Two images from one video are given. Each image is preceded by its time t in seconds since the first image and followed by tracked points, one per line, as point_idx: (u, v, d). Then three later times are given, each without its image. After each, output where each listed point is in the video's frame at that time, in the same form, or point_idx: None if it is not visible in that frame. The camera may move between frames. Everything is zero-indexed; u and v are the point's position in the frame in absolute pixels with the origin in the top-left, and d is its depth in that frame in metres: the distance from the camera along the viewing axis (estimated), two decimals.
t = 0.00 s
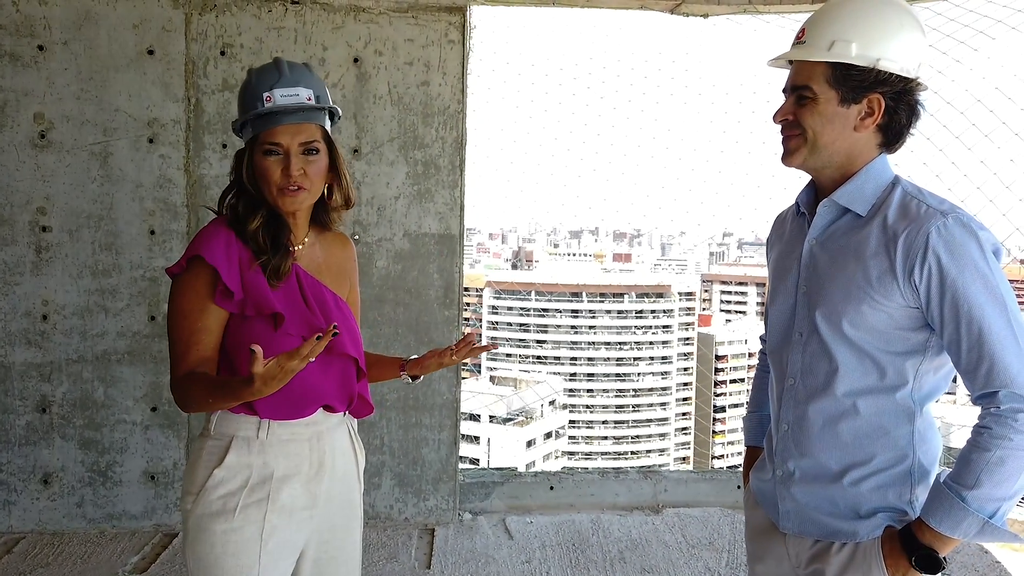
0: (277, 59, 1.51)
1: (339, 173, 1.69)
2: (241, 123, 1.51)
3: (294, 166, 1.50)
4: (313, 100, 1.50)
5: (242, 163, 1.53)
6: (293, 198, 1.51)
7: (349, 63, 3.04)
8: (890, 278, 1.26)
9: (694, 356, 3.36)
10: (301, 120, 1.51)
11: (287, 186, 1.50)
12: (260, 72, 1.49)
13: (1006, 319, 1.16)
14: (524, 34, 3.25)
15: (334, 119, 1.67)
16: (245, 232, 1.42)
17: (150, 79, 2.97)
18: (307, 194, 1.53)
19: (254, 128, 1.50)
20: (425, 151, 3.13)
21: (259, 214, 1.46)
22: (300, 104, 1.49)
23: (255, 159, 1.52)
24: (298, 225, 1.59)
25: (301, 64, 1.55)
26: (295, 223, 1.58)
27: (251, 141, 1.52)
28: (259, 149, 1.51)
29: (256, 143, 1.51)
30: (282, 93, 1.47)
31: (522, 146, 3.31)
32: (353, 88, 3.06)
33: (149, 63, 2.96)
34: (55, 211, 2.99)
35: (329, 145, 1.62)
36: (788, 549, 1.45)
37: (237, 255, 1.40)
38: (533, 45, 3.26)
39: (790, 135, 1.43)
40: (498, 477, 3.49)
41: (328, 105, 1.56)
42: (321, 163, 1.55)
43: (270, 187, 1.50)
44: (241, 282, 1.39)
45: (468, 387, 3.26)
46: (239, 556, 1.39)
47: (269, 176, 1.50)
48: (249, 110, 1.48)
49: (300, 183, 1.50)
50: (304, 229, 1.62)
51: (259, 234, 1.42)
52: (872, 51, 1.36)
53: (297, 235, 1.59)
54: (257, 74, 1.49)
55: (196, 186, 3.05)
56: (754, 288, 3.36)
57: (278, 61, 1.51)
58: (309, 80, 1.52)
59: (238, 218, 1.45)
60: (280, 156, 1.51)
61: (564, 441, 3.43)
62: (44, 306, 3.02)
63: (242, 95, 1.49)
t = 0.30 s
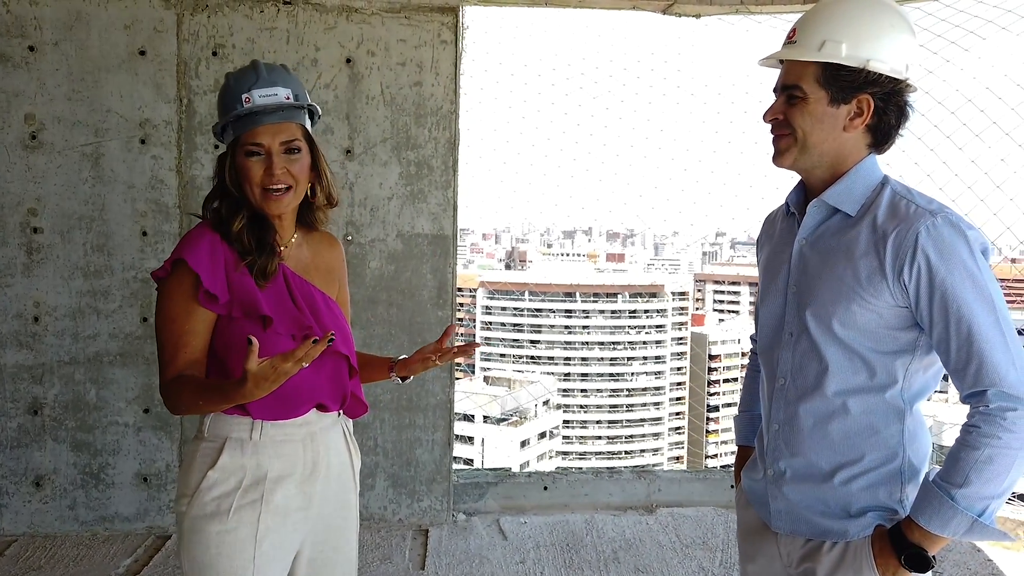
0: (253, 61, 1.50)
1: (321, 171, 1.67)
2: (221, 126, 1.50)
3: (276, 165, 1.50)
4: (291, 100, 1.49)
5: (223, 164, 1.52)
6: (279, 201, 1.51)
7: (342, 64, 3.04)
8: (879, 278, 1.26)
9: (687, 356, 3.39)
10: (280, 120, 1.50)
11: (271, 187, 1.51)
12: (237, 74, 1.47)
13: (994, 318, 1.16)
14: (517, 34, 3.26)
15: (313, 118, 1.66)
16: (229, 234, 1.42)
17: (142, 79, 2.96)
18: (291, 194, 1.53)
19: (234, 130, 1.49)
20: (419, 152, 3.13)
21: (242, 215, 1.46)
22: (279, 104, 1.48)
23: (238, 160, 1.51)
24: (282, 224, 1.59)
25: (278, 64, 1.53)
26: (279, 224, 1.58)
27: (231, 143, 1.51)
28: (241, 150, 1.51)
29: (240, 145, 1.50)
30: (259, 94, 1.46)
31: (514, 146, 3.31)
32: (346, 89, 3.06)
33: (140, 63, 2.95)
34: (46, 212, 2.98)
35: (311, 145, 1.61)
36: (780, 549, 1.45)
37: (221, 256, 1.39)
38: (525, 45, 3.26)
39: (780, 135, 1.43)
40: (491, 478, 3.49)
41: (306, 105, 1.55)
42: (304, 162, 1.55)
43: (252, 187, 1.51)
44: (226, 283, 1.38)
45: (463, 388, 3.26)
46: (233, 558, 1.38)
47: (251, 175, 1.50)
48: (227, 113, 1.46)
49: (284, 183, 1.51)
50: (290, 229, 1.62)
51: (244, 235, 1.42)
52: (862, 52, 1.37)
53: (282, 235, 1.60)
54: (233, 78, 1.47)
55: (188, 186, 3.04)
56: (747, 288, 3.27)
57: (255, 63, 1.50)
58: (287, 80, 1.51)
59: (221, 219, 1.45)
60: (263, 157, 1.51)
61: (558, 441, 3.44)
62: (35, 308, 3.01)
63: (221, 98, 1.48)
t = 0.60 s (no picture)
0: (238, 67, 1.49)
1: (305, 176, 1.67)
2: (206, 131, 1.50)
3: (259, 168, 1.50)
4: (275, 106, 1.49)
5: (209, 170, 1.52)
6: (261, 203, 1.50)
7: (334, 65, 3.03)
8: (863, 283, 1.26)
9: (683, 355, 3.36)
10: (262, 126, 1.49)
11: (253, 191, 1.49)
12: (220, 80, 1.47)
13: (977, 324, 1.16)
14: (510, 36, 3.27)
15: (298, 125, 1.66)
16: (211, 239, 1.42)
17: (133, 81, 2.95)
18: (275, 197, 1.52)
19: (219, 135, 1.49)
20: (411, 153, 3.12)
21: (225, 221, 1.45)
22: (262, 110, 1.47)
23: (222, 165, 1.51)
24: (265, 229, 1.58)
25: (263, 71, 1.53)
26: (263, 228, 1.58)
27: (216, 149, 1.51)
28: (225, 154, 1.50)
29: (225, 151, 1.50)
30: (244, 99, 1.46)
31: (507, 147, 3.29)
32: (337, 91, 3.05)
33: (131, 66, 2.94)
34: (37, 215, 2.97)
35: (294, 150, 1.61)
36: (766, 552, 1.45)
37: (203, 261, 1.39)
38: (518, 46, 3.27)
39: (766, 141, 1.44)
40: (485, 480, 3.48)
41: (290, 110, 1.55)
42: (288, 166, 1.55)
43: (234, 192, 1.49)
44: (208, 287, 1.37)
45: (457, 387, 3.29)
46: (221, 565, 1.37)
47: (233, 180, 1.49)
48: (211, 118, 1.47)
49: (267, 186, 1.50)
50: (274, 234, 1.62)
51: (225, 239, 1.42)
52: (845, 57, 1.36)
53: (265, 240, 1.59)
54: (217, 84, 1.47)
55: (180, 189, 3.03)
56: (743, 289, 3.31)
57: (240, 69, 1.50)
58: (271, 86, 1.50)
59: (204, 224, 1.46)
60: (246, 161, 1.50)
61: (553, 441, 3.46)
62: (26, 311, 3.00)
63: (205, 104, 1.48)
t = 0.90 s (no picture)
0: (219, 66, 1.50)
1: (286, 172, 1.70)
2: (186, 128, 1.48)
3: (243, 163, 1.49)
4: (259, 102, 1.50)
5: (189, 167, 1.51)
6: (245, 200, 1.49)
7: (322, 64, 3.02)
8: (843, 280, 1.27)
9: (674, 353, 3.36)
10: (246, 120, 1.49)
11: (237, 186, 1.48)
12: (202, 79, 1.47)
13: (955, 321, 1.17)
14: (498, 35, 3.27)
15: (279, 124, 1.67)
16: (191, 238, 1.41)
17: (119, 80, 2.93)
18: (258, 193, 1.51)
19: (201, 131, 1.48)
20: (400, 152, 3.11)
21: (204, 219, 1.44)
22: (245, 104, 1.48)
23: (203, 162, 1.49)
24: (247, 228, 1.57)
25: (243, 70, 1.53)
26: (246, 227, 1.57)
27: (196, 146, 1.50)
28: (206, 150, 1.49)
29: (206, 147, 1.48)
30: (225, 92, 1.46)
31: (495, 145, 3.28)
32: (325, 90, 3.04)
33: (118, 64, 2.93)
34: (22, 215, 2.95)
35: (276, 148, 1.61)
36: (749, 550, 1.45)
37: (183, 260, 1.38)
38: (505, 45, 3.26)
39: (747, 139, 1.44)
40: (475, 479, 3.48)
41: (272, 106, 1.56)
42: (269, 161, 1.54)
43: (219, 188, 1.48)
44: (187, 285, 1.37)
45: (447, 387, 3.28)
46: (206, 566, 1.37)
47: (217, 175, 1.48)
48: (192, 114, 1.46)
49: (250, 181, 1.48)
50: (255, 232, 1.61)
51: (206, 237, 1.41)
52: (822, 55, 1.37)
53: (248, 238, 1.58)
54: (200, 82, 1.47)
55: (167, 188, 3.02)
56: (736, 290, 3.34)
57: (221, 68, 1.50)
58: (253, 83, 1.51)
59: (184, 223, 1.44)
60: (229, 155, 1.49)
61: (545, 441, 3.40)
62: (11, 311, 2.98)
63: (185, 101, 1.47)
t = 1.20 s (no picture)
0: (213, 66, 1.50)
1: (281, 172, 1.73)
2: (184, 127, 1.44)
3: (256, 160, 1.48)
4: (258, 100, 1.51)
5: (192, 164, 1.47)
6: (257, 197, 1.49)
7: (317, 64, 3.02)
8: (835, 280, 1.26)
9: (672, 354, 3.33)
10: (250, 119, 1.49)
11: (248, 183, 1.47)
12: (198, 77, 1.47)
13: (947, 321, 1.17)
14: (494, 34, 3.27)
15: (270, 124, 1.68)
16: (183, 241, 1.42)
17: (114, 80, 2.93)
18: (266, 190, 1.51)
19: (205, 128, 1.45)
20: (396, 152, 3.11)
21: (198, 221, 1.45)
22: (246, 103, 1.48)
23: (208, 159, 1.46)
24: (240, 228, 1.57)
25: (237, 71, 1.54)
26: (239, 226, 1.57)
27: (200, 143, 1.46)
28: (213, 147, 1.46)
29: (212, 144, 1.46)
30: (232, 91, 1.47)
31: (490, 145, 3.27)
32: (321, 90, 3.04)
33: (113, 64, 2.92)
34: (17, 215, 2.94)
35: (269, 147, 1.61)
36: (742, 551, 1.45)
37: (172, 259, 1.39)
38: (501, 44, 3.25)
39: (738, 139, 1.43)
40: (471, 479, 3.48)
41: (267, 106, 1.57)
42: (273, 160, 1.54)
43: (228, 186, 1.46)
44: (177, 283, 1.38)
45: (444, 387, 3.27)
46: (199, 567, 1.36)
47: (228, 173, 1.45)
48: (196, 112, 1.44)
49: (262, 179, 1.48)
50: (246, 232, 1.60)
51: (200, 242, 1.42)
52: (814, 55, 1.37)
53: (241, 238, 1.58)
54: (195, 80, 1.47)
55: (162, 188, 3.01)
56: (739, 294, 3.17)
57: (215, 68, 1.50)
58: (249, 83, 1.52)
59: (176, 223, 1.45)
60: (240, 154, 1.47)
61: (542, 441, 3.38)
62: (6, 311, 2.98)
63: (182, 99, 1.45)
